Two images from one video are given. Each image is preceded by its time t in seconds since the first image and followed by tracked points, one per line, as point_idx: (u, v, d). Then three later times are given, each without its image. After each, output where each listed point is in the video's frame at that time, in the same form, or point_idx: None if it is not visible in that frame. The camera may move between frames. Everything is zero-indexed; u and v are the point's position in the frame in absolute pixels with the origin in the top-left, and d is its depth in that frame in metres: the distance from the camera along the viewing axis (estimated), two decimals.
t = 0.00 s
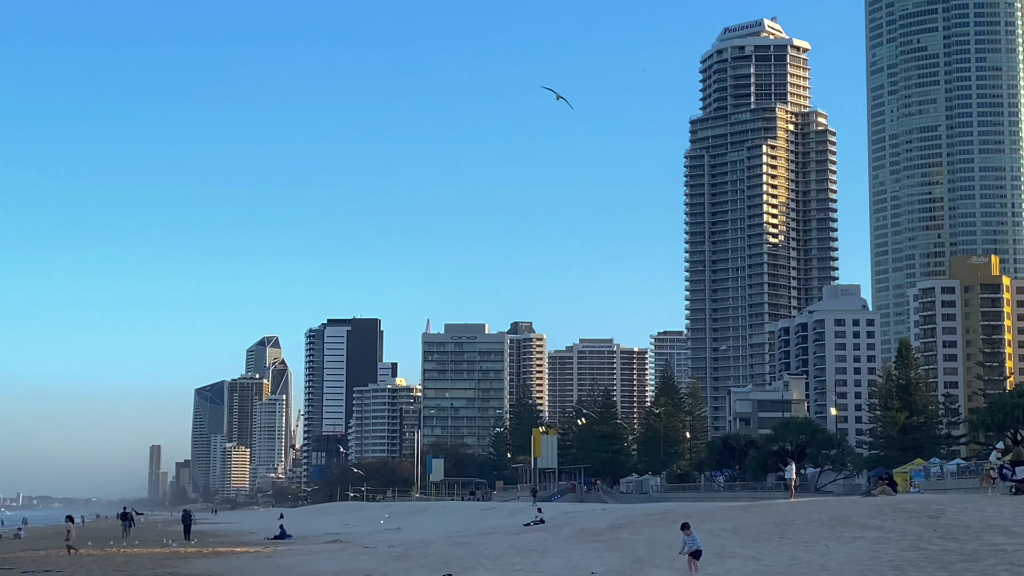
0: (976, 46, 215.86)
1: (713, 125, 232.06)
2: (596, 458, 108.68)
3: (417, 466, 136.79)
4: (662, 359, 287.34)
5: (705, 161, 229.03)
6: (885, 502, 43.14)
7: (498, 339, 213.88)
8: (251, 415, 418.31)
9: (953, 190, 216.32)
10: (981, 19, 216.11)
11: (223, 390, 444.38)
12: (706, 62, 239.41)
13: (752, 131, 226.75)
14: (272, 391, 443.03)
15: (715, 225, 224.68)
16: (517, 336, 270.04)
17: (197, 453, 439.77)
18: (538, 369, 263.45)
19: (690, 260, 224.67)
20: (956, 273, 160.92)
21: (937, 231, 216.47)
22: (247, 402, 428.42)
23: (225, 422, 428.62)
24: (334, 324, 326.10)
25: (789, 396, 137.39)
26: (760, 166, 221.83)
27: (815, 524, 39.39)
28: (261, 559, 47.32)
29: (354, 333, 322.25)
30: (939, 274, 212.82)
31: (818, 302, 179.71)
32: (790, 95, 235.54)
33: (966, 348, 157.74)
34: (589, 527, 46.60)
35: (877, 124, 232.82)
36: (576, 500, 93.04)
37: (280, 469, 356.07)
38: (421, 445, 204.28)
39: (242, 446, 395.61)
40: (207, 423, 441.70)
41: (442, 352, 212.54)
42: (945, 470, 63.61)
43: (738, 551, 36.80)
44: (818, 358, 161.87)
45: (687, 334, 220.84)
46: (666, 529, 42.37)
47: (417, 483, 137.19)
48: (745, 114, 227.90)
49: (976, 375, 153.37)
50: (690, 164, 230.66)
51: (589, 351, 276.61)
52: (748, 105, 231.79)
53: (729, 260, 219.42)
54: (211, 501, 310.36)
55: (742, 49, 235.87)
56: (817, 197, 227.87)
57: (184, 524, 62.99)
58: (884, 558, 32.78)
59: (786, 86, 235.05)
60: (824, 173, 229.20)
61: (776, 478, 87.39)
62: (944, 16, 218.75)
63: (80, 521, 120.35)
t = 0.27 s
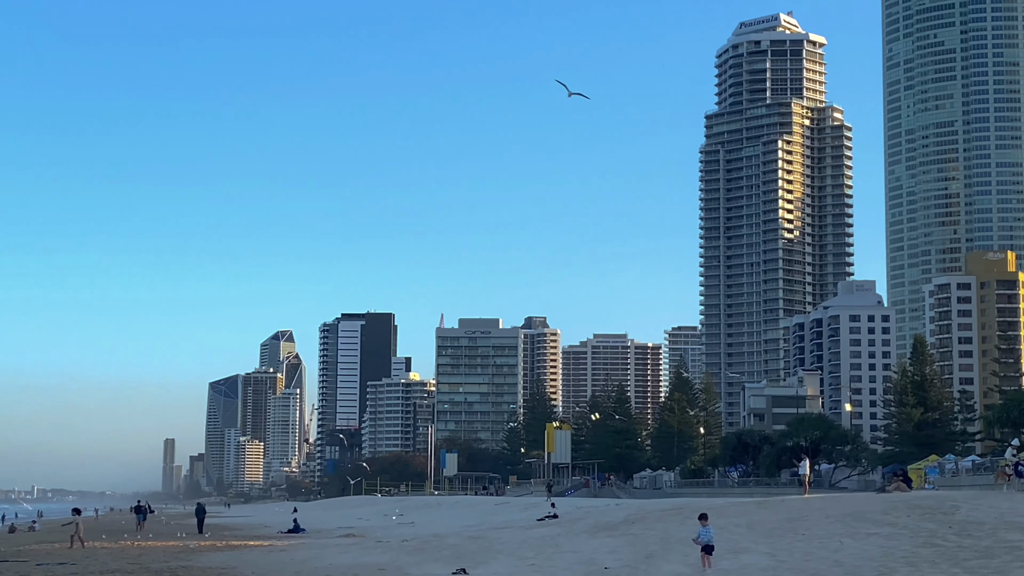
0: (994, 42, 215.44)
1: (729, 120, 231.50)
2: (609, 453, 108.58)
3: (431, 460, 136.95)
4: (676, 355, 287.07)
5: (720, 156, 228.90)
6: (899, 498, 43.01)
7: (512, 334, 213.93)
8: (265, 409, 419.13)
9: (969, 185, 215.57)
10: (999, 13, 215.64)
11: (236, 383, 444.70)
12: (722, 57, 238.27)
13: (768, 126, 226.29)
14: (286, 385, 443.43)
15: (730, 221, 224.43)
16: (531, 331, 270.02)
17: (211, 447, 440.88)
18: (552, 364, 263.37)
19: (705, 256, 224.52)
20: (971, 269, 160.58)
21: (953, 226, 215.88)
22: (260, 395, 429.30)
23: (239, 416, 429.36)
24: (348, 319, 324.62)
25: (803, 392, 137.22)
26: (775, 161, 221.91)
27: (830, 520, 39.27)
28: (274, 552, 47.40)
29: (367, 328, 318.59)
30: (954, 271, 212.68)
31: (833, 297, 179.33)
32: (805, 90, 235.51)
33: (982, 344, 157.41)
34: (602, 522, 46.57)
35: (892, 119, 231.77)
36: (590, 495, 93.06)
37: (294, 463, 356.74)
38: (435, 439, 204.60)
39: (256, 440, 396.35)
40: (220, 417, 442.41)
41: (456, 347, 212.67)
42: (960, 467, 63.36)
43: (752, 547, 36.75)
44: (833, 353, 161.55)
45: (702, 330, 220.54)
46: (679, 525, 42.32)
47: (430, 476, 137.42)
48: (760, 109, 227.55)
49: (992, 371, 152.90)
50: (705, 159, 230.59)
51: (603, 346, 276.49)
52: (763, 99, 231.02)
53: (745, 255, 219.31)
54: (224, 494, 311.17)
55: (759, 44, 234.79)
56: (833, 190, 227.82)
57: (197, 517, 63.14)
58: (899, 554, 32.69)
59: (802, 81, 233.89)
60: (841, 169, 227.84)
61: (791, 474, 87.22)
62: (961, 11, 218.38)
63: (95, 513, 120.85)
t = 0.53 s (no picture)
0: (1005, 36, 212.85)
1: (739, 114, 231.79)
2: (618, 448, 108.57)
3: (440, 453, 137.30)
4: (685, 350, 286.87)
5: (729, 151, 229.26)
6: (907, 493, 42.91)
7: (521, 328, 214.03)
8: (274, 402, 419.89)
9: (980, 181, 215.18)
10: (1010, 8, 213.32)
11: (246, 376, 445.25)
12: (732, 51, 238.46)
13: (777, 121, 225.83)
14: (296, 379, 444.01)
15: (739, 215, 224.22)
16: (539, 326, 270.13)
17: (220, 440, 441.87)
18: (561, 359, 263.39)
19: (714, 250, 224.48)
20: (981, 265, 160.20)
21: (963, 222, 215.86)
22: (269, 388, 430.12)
23: (248, 409, 430.12)
24: (356, 312, 326.03)
25: (812, 387, 137.17)
26: (785, 156, 221.33)
27: (838, 515, 39.25)
28: (282, 545, 47.44)
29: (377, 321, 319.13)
30: (964, 266, 212.56)
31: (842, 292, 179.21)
32: (816, 85, 234.34)
33: (991, 340, 157.06)
34: (610, 516, 46.63)
35: (903, 115, 231.55)
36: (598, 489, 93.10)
37: (303, 456, 357.36)
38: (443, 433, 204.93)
39: (265, 433, 397.02)
40: (230, 410, 443.13)
41: (465, 340, 212.82)
42: (969, 463, 63.27)
43: (760, 542, 36.69)
44: (842, 349, 161.44)
45: (710, 325, 220.49)
46: (688, 519, 42.30)
47: (439, 470, 137.68)
48: (770, 104, 227.84)
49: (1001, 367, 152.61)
50: (714, 154, 231.13)
51: (612, 341, 276.37)
52: (773, 95, 231.18)
53: (753, 250, 219.36)
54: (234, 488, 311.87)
55: (769, 39, 234.95)
56: (843, 188, 226.55)
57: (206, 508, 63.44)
58: (908, 550, 32.62)
59: (813, 76, 233.42)
60: (850, 166, 227.43)
61: (798, 469, 87.17)
62: (972, 6, 216.82)
63: (106, 505, 121.26)
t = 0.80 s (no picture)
0: (1008, 32, 213.93)
1: (741, 110, 231.00)
2: (619, 442, 108.57)
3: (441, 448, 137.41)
4: (687, 345, 286.90)
5: (732, 148, 228.74)
6: (908, 490, 42.94)
7: (523, 323, 214.03)
8: (276, 395, 420.22)
9: (983, 178, 215.04)
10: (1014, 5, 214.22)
11: (247, 370, 445.22)
12: (735, 48, 237.71)
13: (780, 117, 225.93)
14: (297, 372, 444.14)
15: (742, 211, 224.18)
16: (541, 321, 270.18)
17: (222, 433, 442.28)
18: (563, 354, 263.45)
19: (716, 246, 224.47)
20: (984, 261, 160.09)
21: (966, 219, 215.56)
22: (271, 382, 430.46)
23: (249, 402, 430.27)
24: (358, 306, 326.01)
25: (813, 383, 137.13)
26: (788, 152, 221.44)
27: (839, 512, 39.32)
28: (282, 538, 47.43)
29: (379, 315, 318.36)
30: (966, 262, 212.28)
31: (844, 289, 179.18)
32: (819, 81, 234.44)
33: (993, 337, 157.00)
34: (612, 510, 46.71)
35: (906, 112, 231.39)
36: (599, 485, 93.09)
37: (305, 450, 357.49)
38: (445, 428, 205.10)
39: (266, 427, 397.42)
40: (231, 403, 443.27)
41: (467, 336, 213.17)
42: (971, 459, 63.33)
43: (762, 537, 36.73)
44: (843, 345, 161.40)
45: (712, 321, 220.12)
46: (689, 514, 42.39)
47: (440, 464, 137.75)
48: (773, 100, 227.40)
49: (1002, 364, 152.51)
50: (717, 150, 230.42)
51: (614, 336, 276.41)
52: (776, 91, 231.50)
53: (756, 246, 219.52)
54: (235, 481, 312.18)
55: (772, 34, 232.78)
56: (845, 183, 227.85)
57: (209, 502, 63.72)
58: (910, 546, 32.68)
59: (816, 72, 233.43)
60: (853, 162, 228.98)
61: (799, 465, 87.32)
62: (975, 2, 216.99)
63: (107, 498, 121.32)
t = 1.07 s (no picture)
0: (1005, 31, 212.83)
1: (738, 107, 230.08)
2: (614, 439, 108.75)
3: (436, 444, 137.57)
4: (683, 342, 287.13)
5: (728, 145, 228.61)
6: (902, 487, 42.98)
7: (519, 319, 214.14)
8: (271, 391, 420.18)
9: (978, 176, 215.29)
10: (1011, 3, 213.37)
11: (243, 365, 445.41)
12: (732, 45, 238.33)
13: (777, 115, 225.44)
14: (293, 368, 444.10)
15: (738, 209, 223.42)
16: (537, 317, 270.29)
17: (217, 428, 442.31)
18: (558, 350, 263.71)
19: (712, 244, 223.87)
20: (979, 260, 160.29)
21: (961, 217, 215.86)
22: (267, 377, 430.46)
23: (245, 398, 430.61)
24: (354, 302, 326.65)
25: (808, 381, 137.31)
26: (784, 150, 221.66)
27: (833, 508, 39.39)
28: (279, 534, 47.50)
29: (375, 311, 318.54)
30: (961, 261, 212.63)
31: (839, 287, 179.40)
32: (815, 79, 234.88)
33: (987, 336, 157.11)
34: (606, 507, 46.74)
35: (903, 109, 231.72)
36: (594, 481, 93.19)
37: (300, 446, 357.70)
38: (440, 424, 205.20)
39: (262, 422, 397.44)
40: (227, 399, 443.50)
41: (463, 332, 213.29)
42: (965, 457, 63.41)
43: (756, 534, 36.80)
44: (838, 343, 161.65)
45: (708, 318, 220.03)
46: (684, 511, 42.43)
47: (435, 460, 137.87)
48: (770, 97, 227.10)
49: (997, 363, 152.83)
50: (713, 147, 230.60)
51: (609, 333, 276.54)
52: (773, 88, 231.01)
53: (751, 244, 219.25)
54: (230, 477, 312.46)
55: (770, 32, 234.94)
56: (841, 180, 227.80)
57: (204, 498, 63.77)
58: (903, 543, 32.73)
59: (812, 69, 233.87)
60: (848, 156, 228.67)
61: (793, 462, 87.54)
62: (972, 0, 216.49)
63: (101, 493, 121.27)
